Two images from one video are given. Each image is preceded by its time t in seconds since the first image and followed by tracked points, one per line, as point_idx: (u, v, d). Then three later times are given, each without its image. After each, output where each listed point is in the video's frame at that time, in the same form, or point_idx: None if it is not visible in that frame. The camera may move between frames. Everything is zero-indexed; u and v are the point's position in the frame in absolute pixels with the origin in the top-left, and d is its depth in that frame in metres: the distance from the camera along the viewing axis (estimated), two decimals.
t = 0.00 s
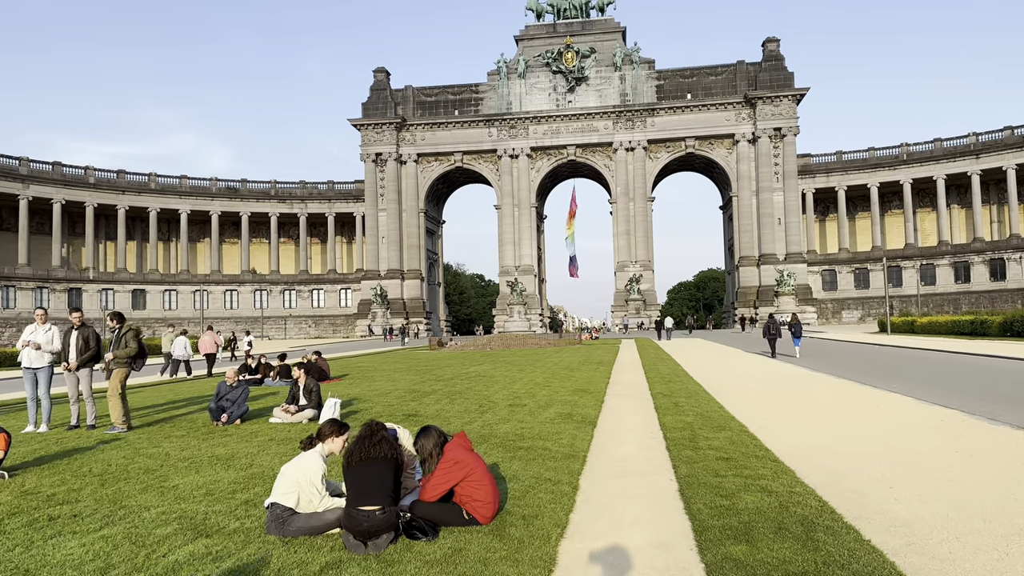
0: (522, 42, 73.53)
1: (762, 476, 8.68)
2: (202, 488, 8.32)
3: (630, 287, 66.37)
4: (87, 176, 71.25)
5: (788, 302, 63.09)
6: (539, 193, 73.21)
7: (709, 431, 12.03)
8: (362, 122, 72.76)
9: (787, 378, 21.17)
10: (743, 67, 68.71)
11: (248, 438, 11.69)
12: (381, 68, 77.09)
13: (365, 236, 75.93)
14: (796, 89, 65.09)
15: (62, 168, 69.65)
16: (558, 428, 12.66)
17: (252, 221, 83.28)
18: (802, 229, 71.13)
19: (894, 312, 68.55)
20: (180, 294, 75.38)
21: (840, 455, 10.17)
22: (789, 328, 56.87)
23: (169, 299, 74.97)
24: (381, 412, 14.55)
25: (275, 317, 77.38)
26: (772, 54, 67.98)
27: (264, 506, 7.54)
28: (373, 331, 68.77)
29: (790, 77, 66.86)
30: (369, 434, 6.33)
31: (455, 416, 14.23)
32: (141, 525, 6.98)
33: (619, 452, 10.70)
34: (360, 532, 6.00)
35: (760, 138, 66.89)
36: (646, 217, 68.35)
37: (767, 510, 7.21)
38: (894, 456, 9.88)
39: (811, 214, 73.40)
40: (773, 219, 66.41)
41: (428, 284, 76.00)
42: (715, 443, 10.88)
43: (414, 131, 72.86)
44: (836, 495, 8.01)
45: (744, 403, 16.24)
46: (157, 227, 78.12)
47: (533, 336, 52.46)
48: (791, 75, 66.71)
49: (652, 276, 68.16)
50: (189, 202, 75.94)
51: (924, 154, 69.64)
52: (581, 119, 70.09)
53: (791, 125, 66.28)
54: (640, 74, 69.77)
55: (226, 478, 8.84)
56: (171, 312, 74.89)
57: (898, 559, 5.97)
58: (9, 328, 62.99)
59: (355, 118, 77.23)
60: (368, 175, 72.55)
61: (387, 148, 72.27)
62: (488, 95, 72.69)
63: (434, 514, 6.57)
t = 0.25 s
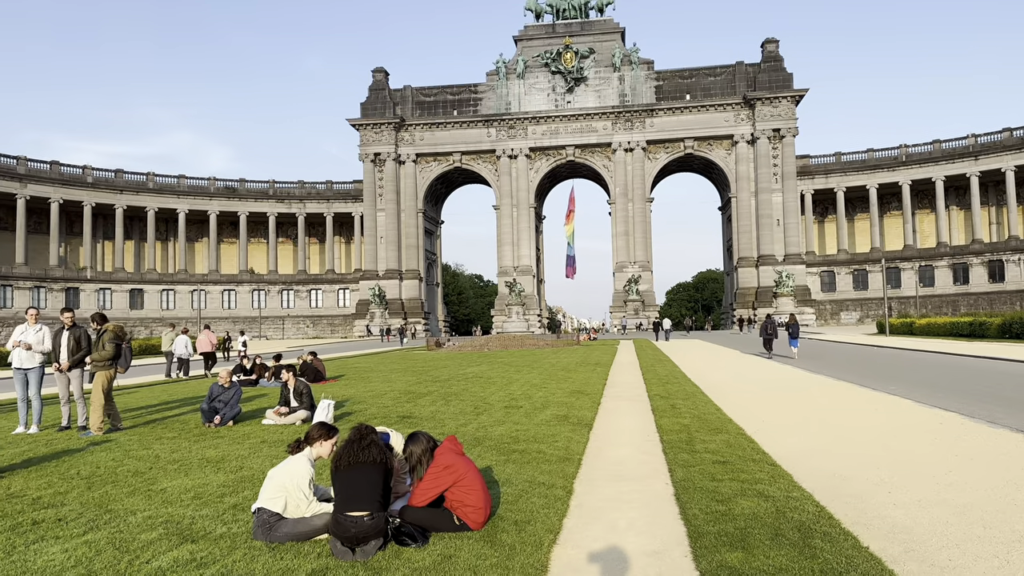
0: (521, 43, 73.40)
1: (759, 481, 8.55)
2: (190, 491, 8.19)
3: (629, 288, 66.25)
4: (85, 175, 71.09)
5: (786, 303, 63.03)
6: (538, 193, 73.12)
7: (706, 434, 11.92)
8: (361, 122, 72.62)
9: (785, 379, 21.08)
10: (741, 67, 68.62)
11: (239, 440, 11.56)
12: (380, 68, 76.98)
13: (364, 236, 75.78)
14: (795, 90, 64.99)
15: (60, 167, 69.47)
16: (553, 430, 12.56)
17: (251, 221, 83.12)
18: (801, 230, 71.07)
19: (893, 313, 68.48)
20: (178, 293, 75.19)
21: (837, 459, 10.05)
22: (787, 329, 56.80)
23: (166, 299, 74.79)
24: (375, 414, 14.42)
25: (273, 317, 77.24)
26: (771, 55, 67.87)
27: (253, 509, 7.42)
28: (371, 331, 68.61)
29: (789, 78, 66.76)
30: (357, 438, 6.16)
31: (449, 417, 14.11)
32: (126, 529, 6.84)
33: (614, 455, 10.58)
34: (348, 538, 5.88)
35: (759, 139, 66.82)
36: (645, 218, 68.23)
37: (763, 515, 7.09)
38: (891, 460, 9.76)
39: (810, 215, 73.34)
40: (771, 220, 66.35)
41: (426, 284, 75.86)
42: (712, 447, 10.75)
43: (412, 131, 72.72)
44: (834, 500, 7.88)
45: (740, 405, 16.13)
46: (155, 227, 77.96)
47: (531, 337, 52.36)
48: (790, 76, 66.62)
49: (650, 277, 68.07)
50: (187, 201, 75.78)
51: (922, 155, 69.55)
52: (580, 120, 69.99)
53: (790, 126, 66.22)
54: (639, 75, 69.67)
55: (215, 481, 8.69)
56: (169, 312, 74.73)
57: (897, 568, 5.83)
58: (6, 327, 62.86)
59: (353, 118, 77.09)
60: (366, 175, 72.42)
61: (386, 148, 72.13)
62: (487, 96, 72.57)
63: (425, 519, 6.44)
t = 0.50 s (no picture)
0: (521, 44, 73.35)
1: (755, 485, 8.44)
2: (179, 494, 8.06)
3: (629, 290, 66.15)
4: (85, 175, 71.02)
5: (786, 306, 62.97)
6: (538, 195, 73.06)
7: (703, 437, 11.83)
8: (361, 123, 72.55)
9: (784, 382, 20.97)
10: (742, 69, 68.57)
11: (232, 442, 11.45)
12: (380, 69, 76.93)
13: (364, 237, 75.71)
14: (795, 92, 64.93)
15: (59, 168, 69.40)
16: (549, 433, 12.46)
17: (250, 221, 83.03)
18: (801, 232, 70.99)
19: (893, 316, 68.38)
20: (177, 294, 75.08)
21: (835, 462, 9.95)
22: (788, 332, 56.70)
23: (166, 300, 74.71)
24: (371, 415, 14.31)
25: (273, 318, 77.14)
26: (771, 57, 67.82)
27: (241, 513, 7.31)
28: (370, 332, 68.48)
29: (790, 81, 66.71)
30: (346, 442, 6.05)
31: (445, 420, 14.01)
32: (112, 533, 6.74)
33: (610, 458, 10.49)
34: (336, 543, 5.77)
35: (759, 141, 66.77)
36: (645, 220, 68.16)
37: (759, 520, 6.99)
38: (889, 464, 9.67)
39: (810, 217, 73.24)
40: (771, 223, 66.27)
41: (426, 286, 75.77)
42: (708, 450, 10.65)
43: (412, 132, 72.65)
44: (831, 505, 7.78)
45: (738, 408, 16.04)
46: (155, 227, 77.90)
47: (530, 338, 52.24)
48: (791, 78, 66.57)
49: (650, 279, 67.98)
50: (186, 202, 75.66)
51: (922, 158, 69.46)
52: (581, 121, 69.94)
53: (790, 129, 66.16)
54: (639, 77, 69.59)
55: (205, 484, 8.58)
56: (168, 312, 74.64)
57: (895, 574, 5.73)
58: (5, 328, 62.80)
59: (353, 119, 77.05)
60: (366, 176, 72.35)
61: (386, 149, 72.05)
62: (488, 97, 72.52)
63: (414, 524, 6.33)
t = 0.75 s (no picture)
0: (522, 46, 73.32)
1: (750, 488, 8.35)
2: (166, 497, 7.95)
3: (629, 292, 66.05)
4: (86, 177, 71.04)
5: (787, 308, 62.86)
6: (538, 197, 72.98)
7: (699, 440, 11.72)
8: (361, 125, 72.53)
9: (782, 385, 20.86)
10: (743, 72, 68.52)
11: (224, 444, 11.35)
12: (381, 71, 76.93)
13: (364, 239, 75.67)
14: (796, 95, 64.87)
15: (60, 169, 69.43)
16: (543, 435, 12.35)
17: (251, 223, 83.01)
18: (802, 235, 70.86)
19: (894, 319, 68.25)
20: (178, 296, 75.07)
21: (831, 466, 9.84)
22: (789, 335, 56.55)
23: (167, 301, 74.69)
24: (365, 418, 14.20)
25: (273, 320, 77.09)
26: (772, 59, 67.75)
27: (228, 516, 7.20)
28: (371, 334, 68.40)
29: (791, 83, 66.67)
30: (330, 445, 5.96)
31: (440, 422, 13.91)
32: (95, 537, 6.63)
33: (604, 461, 10.38)
34: (319, 548, 5.67)
35: (760, 144, 66.70)
36: (645, 222, 68.09)
37: (752, 525, 6.88)
38: (885, 468, 9.57)
39: (811, 220, 73.10)
40: (773, 225, 66.15)
41: (426, 288, 75.69)
42: (703, 453, 10.55)
43: (413, 134, 72.61)
44: (825, 508, 7.67)
45: (735, 411, 15.93)
46: (156, 229, 77.90)
47: (530, 341, 52.13)
48: (792, 81, 66.51)
49: (651, 281, 67.85)
50: (187, 204, 75.65)
51: (924, 160, 69.32)
52: (581, 124, 69.89)
53: (791, 131, 66.08)
54: (640, 79, 69.53)
55: (194, 486, 8.47)
56: (168, 314, 74.60)
57: None
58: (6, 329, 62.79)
59: (354, 121, 77.06)
60: (367, 178, 72.30)
61: (387, 151, 72.04)
62: (488, 99, 72.50)
63: (401, 528, 6.24)
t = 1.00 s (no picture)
0: (525, 50, 73.32)
1: (742, 495, 8.22)
2: (150, 503, 7.84)
3: (632, 295, 65.90)
4: (89, 180, 71.18)
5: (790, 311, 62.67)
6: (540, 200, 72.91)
7: (694, 445, 11.60)
8: (364, 128, 72.57)
9: (781, 389, 20.71)
10: (746, 75, 68.41)
11: (216, 448, 11.24)
12: (384, 74, 76.99)
13: (367, 241, 75.66)
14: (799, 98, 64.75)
15: (64, 172, 69.62)
16: (538, 441, 12.23)
17: (254, 226, 83.07)
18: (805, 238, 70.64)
19: (897, 323, 67.97)
20: (181, 299, 75.13)
21: (827, 472, 9.69)
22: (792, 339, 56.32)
23: (169, 304, 74.74)
24: (360, 422, 14.08)
25: (275, 322, 77.12)
26: (775, 63, 67.66)
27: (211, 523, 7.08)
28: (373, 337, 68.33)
29: (794, 87, 66.55)
30: (309, 452, 5.87)
31: (435, 426, 13.80)
32: (74, 544, 6.52)
33: (597, 467, 10.25)
34: (299, 558, 5.58)
35: (763, 147, 66.55)
36: (648, 226, 67.96)
37: (743, 532, 6.76)
38: (882, 474, 9.43)
39: (814, 223, 72.87)
40: (775, 228, 65.95)
41: (429, 290, 75.61)
42: (698, 458, 10.42)
43: (416, 137, 72.62)
44: (819, 516, 7.53)
45: (733, 415, 15.78)
46: (159, 231, 78.01)
47: (531, 344, 51.99)
48: (795, 84, 66.38)
49: (653, 284, 67.68)
50: (191, 207, 75.76)
51: (927, 164, 69.09)
52: (584, 127, 69.83)
53: (794, 134, 65.92)
54: (643, 82, 69.46)
55: (179, 492, 8.34)
56: (171, 317, 74.63)
57: None
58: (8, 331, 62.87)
59: (357, 124, 77.13)
60: (369, 181, 72.28)
61: (389, 154, 72.07)
62: (491, 102, 72.49)
63: (384, 536, 6.14)
